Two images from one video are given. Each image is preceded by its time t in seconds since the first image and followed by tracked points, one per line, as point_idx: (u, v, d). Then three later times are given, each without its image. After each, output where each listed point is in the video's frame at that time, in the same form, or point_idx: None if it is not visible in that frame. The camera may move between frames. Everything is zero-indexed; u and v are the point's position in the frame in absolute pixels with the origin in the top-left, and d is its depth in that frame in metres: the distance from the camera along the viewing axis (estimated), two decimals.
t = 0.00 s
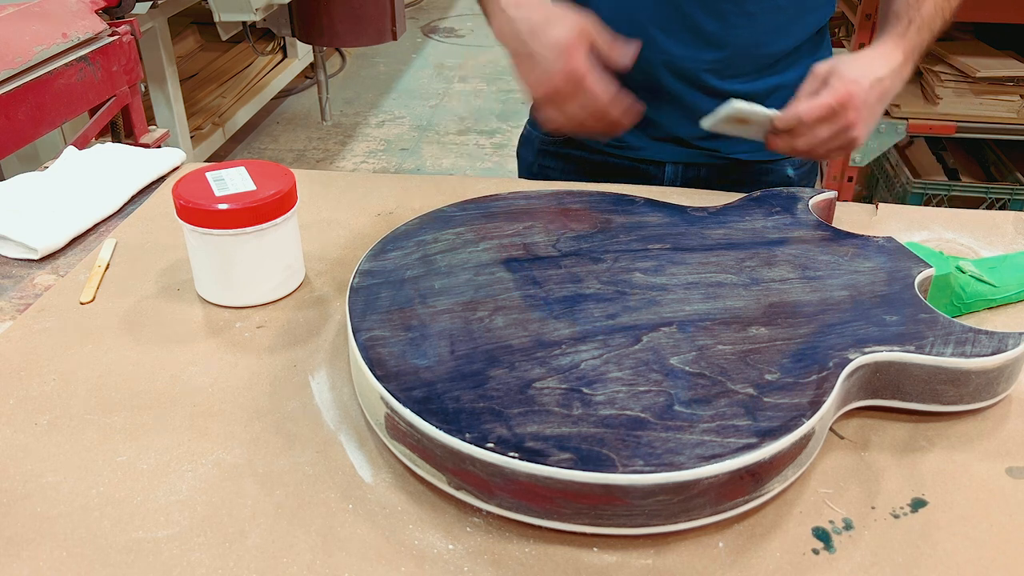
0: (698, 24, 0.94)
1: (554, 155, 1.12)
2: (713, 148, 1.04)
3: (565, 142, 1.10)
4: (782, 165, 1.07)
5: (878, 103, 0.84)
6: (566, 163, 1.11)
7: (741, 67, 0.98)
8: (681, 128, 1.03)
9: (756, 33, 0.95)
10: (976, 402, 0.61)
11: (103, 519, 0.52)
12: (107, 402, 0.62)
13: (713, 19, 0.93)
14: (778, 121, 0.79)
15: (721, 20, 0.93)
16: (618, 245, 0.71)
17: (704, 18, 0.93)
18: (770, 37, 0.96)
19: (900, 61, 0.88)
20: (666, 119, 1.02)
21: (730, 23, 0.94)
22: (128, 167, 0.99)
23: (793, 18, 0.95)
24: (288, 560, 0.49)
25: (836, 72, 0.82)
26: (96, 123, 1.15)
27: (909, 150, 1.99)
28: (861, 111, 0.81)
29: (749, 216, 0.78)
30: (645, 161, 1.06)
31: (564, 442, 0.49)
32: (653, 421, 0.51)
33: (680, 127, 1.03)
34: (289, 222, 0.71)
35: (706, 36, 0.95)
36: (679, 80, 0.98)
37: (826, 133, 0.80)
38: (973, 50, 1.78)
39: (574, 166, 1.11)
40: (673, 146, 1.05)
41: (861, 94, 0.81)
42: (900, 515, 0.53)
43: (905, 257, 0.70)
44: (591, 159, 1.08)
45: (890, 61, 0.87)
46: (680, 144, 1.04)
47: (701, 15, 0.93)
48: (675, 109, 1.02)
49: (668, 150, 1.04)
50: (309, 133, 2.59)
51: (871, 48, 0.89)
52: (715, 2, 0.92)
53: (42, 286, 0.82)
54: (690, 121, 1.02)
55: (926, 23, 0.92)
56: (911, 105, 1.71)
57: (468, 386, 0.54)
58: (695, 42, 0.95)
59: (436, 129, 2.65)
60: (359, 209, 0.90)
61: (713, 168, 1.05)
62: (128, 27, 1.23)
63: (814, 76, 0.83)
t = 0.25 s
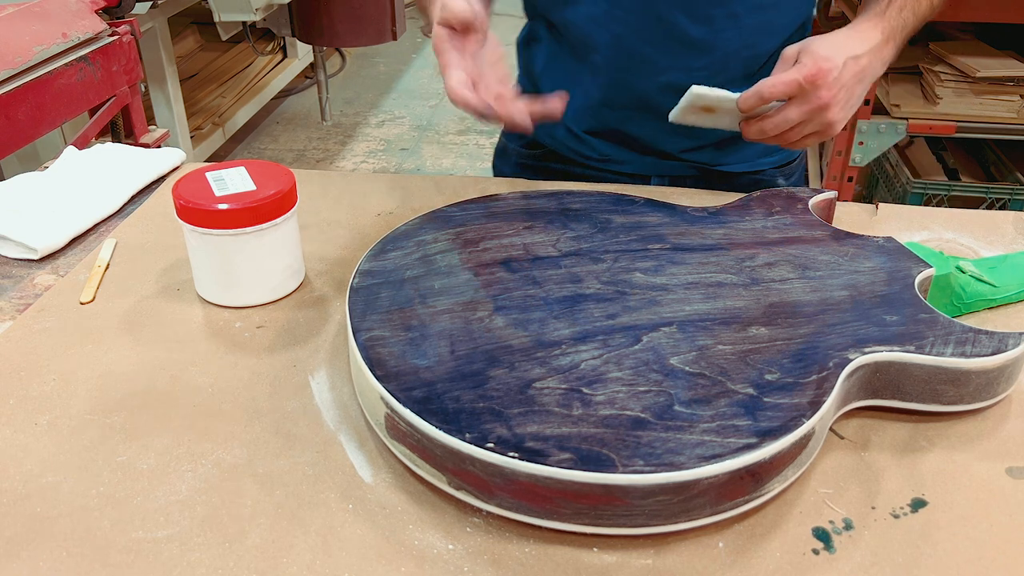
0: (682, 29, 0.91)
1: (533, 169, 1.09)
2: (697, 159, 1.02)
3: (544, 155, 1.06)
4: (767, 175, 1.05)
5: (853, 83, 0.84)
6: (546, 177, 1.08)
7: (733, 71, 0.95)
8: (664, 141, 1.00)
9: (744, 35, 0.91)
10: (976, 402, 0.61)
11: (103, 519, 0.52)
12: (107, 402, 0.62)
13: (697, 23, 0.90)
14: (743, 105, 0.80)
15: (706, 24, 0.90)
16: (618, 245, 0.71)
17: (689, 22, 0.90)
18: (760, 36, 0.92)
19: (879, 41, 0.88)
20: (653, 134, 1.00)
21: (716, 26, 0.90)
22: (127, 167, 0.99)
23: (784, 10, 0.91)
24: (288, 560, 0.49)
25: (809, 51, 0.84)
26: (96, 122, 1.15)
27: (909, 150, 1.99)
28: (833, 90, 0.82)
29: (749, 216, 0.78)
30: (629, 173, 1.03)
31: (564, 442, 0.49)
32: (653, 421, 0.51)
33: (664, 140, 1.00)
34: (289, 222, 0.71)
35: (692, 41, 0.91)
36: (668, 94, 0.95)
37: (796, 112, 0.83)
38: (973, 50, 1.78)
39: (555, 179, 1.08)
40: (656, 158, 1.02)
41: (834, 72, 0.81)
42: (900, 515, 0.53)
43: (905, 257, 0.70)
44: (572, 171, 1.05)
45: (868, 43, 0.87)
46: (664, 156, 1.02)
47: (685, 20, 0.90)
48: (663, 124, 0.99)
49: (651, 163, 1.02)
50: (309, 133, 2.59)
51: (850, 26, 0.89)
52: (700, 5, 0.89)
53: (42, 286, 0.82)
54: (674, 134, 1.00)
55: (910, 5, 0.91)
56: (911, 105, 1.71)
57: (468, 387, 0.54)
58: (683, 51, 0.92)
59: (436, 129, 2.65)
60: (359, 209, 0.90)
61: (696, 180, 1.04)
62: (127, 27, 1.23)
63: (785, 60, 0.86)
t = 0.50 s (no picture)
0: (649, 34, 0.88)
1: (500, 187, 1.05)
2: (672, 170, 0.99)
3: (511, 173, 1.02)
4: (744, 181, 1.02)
5: (813, 66, 0.75)
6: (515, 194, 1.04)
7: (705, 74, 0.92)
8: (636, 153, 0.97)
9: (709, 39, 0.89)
10: (976, 402, 0.61)
11: (103, 519, 0.52)
12: (107, 402, 0.62)
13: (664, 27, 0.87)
14: (704, 93, 0.69)
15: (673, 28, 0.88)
16: (617, 245, 0.71)
17: (655, 27, 0.87)
18: (728, 30, 0.90)
19: (830, 25, 0.80)
20: (624, 144, 0.96)
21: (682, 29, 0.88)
22: (127, 167, 0.99)
23: (745, 3, 0.90)
24: (288, 560, 0.49)
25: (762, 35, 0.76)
26: (96, 122, 1.15)
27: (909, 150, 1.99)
28: (796, 70, 0.71)
29: (749, 216, 0.78)
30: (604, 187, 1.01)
31: (564, 442, 0.49)
32: (653, 421, 0.51)
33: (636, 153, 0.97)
34: (289, 222, 0.71)
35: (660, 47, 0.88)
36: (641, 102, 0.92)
37: (762, 96, 0.71)
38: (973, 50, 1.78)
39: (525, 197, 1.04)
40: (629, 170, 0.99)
41: (792, 55, 0.72)
42: (900, 515, 0.53)
43: (905, 257, 0.70)
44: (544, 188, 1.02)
45: (822, 27, 0.79)
46: (637, 167, 0.99)
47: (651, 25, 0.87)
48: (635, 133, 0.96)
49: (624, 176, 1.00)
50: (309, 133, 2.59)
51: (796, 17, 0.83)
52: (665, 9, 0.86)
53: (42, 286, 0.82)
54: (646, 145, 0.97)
55: None
56: (911, 105, 1.71)
57: (468, 386, 0.54)
58: (654, 58, 0.89)
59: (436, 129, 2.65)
60: (360, 209, 0.90)
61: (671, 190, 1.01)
62: (127, 27, 1.22)
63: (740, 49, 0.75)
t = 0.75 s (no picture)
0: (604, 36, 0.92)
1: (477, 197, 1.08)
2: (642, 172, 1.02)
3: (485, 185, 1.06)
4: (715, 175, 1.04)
5: (767, 73, 0.76)
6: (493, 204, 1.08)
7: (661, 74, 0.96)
8: (601, 158, 1.01)
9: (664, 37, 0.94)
10: (976, 402, 0.61)
11: (103, 519, 0.52)
12: (107, 402, 0.62)
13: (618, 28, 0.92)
14: (668, 115, 0.73)
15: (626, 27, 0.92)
16: (617, 245, 0.71)
17: (610, 28, 0.92)
18: (680, 28, 0.95)
19: (782, 26, 0.82)
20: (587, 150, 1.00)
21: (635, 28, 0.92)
22: (128, 167, 0.99)
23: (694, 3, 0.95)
24: (288, 560, 0.49)
25: (709, 50, 0.75)
26: (97, 122, 1.15)
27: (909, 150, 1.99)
28: (745, 84, 0.72)
29: (749, 217, 0.77)
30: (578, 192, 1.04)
31: (564, 442, 0.49)
32: (653, 421, 0.51)
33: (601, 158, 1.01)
34: (289, 222, 0.71)
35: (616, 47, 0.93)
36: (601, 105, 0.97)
37: (715, 118, 0.73)
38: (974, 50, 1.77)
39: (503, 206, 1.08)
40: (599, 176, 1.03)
41: (743, 69, 0.73)
42: (900, 515, 0.53)
43: (905, 257, 0.70)
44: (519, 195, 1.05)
45: (771, 30, 0.80)
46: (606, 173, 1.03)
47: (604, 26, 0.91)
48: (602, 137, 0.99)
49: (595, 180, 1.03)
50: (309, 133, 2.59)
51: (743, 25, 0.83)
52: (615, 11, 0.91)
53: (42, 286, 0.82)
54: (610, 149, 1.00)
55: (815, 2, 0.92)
56: (911, 105, 1.71)
57: (469, 386, 0.54)
58: (613, 59, 0.94)
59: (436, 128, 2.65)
60: (359, 208, 0.90)
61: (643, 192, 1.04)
62: (127, 27, 1.22)
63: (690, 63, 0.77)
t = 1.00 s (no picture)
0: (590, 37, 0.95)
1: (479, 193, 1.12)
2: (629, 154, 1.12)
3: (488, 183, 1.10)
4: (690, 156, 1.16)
5: (831, 80, 0.90)
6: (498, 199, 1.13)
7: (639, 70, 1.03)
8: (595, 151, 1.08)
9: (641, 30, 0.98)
10: (977, 402, 0.61)
11: (103, 519, 0.52)
12: (106, 402, 0.62)
13: (602, 27, 0.95)
14: (756, 136, 0.88)
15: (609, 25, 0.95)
16: (618, 245, 0.71)
17: (595, 27, 0.94)
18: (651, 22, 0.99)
19: (825, 33, 0.95)
20: (583, 145, 1.07)
21: (616, 25, 0.96)
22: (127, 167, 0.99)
23: None
24: (287, 561, 0.49)
25: (783, 76, 0.90)
26: (96, 122, 1.15)
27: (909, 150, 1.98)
28: (809, 93, 0.87)
29: (750, 217, 0.77)
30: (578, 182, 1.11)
31: (564, 442, 0.49)
32: (653, 421, 0.50)
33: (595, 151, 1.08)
34: (288, 222, 0.71)
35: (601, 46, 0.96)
36: (589, 103, 1.03)
37: (789, 123, 0.87)
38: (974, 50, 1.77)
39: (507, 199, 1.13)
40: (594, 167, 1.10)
41: (815, 84, 0.88)
42: (900, 516, 0.53)
43: (905, 257, 0.70)
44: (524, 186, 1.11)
45: (820, 37, 0.94)
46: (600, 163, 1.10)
47: (590, 27, 0.94)
48: (584, 133, 1.06)
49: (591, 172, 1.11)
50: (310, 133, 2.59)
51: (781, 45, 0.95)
52: (597, 11, 0.94)
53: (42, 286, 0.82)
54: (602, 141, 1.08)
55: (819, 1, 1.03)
56: (912, 105, 1.72)
57: (469, 387, 0.54)
58: (598, 57, 0.97)
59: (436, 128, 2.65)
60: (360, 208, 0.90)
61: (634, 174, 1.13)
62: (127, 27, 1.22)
63: (762, 88, 0.91)
